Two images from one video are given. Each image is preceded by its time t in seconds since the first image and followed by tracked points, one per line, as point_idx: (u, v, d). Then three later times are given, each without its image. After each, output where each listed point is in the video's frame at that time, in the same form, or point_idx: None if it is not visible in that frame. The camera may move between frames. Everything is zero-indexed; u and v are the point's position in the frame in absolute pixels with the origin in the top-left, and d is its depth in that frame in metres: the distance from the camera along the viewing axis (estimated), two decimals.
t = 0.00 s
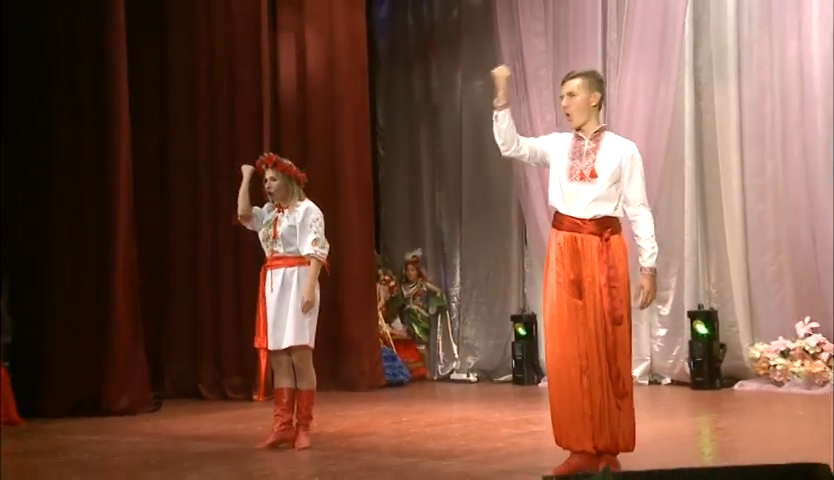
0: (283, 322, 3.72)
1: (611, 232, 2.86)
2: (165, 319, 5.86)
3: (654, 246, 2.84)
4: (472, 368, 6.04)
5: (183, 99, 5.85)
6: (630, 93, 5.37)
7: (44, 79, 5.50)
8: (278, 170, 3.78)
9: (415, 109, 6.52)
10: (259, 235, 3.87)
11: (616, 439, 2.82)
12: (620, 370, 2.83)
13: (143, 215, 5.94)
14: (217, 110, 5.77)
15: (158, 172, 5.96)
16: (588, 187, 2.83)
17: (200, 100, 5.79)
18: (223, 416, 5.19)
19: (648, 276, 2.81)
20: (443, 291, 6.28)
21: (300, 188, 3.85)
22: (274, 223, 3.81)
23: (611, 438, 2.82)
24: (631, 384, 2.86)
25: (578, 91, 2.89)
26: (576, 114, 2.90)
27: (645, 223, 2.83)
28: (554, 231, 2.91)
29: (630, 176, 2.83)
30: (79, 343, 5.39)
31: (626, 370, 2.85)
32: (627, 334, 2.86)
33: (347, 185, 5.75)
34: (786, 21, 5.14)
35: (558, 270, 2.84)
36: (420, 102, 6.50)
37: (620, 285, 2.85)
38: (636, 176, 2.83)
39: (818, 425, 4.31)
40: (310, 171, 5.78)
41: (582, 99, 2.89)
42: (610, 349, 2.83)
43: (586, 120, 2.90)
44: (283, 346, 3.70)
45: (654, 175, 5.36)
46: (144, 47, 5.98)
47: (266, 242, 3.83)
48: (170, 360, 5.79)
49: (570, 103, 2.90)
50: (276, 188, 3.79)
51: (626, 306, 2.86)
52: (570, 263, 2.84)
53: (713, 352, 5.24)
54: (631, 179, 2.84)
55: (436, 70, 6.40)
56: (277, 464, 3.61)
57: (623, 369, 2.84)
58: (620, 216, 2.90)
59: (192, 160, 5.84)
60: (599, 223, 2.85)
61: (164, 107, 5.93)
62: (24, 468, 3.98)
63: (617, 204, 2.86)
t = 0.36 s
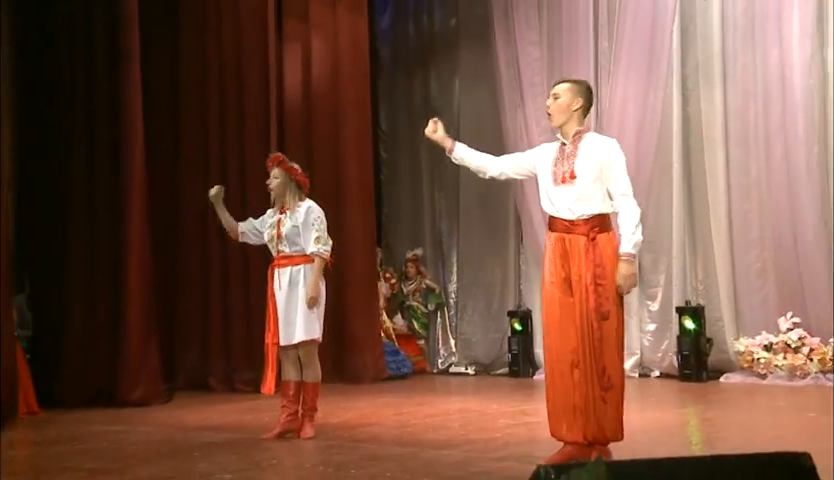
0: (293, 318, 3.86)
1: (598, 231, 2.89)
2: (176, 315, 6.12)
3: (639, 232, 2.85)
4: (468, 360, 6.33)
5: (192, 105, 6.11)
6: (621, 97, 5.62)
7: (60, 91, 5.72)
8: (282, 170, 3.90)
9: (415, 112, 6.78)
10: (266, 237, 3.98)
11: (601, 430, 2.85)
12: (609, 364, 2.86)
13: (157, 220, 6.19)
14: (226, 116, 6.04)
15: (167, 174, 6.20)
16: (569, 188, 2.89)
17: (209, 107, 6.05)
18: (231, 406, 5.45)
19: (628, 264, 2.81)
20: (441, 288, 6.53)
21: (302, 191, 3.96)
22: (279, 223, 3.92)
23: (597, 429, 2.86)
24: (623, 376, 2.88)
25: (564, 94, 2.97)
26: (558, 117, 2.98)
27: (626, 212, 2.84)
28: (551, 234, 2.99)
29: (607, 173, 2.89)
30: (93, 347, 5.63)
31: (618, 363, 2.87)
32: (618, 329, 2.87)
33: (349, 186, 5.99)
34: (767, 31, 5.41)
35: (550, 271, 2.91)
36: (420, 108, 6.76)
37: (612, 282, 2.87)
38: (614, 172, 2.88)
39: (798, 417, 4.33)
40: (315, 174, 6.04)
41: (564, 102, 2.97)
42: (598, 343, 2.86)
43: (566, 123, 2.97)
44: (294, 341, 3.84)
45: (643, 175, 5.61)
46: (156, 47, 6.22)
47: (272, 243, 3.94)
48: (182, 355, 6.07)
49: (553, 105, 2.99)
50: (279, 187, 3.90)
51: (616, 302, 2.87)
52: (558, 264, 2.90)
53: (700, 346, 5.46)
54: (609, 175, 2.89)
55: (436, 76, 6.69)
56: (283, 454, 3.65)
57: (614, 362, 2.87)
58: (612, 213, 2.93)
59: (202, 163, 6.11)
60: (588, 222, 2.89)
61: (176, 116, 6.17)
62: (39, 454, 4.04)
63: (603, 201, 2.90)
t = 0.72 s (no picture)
0: (290, 316, 3.91)
1: (593, 230, 2.95)
2: (182, 311, 6.27)
3: (615, 231, 2.84)
4: (468, 358, 6.42)
5: (196, 104, 6.25)
6: (619, 97, 5.72)
7: (68, 94, 5.80)
8: (292, 167, 3.97)
9: (416, 113, 6.87)
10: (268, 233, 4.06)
11: (595, 426, 2.92)
12: (601, 362, 2.93)
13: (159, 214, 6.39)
14: (229, 116, 6.12)
15: (173, 175, 6.39)
16: (563, 186, 2.95)
17: (213, 109, 6.15)
18: (235, 402, 5.53)
19: (590, 262, 2.84)
20: (441, 286, 6.66)
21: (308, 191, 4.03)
22: (280, 222, 3.99)
23: (592, 426, 2.92)
24: (616, 372, 2.95)
25: (575, 94, 3.01)
26: (568, 117, 3.02)
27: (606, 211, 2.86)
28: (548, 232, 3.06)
29: (597, 170, 2.91)
30: (100, 347, 5.68)
31: (609, 360, 2.94)
32: (608, 326, 2.94)
33: (351, 185, 6.08)
34: (763, 34, 5.51)
35: (545, 268, 2.99)
36: (421, 110, 6.85)
37: (602, 282, 2.93)
38: (603, 169, 2.90)
39: (792, 413, 4.41)
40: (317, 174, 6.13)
41: (576, 102, 3.01)
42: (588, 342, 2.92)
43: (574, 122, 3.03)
44: (291, 339, 3.90)
45: (641, 175, 5.73)
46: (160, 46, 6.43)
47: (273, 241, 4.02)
48: (187, 352, 6.18)
49: (565, 104, 3.02)
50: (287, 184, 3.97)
51: (605, 299, 2.93)
52: (551, 261, 2.99)
53: (696, 343, 5.54)
54: (599, 172, 2.91)
55: (436, 78, 6.78)
56: (286, 449, 3.74)
57: (606, 359, 2.93)
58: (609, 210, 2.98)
59: (206, 163, 6.23)
60: (583, 220, 2.95)
61: (180, 118, 6.37)
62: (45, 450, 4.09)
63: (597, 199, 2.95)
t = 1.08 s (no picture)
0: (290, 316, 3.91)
1: (596, 230, 2.94)
2: (182, 312, 6.27)
3: (618, 239, 2.84)
4: (468, 357, 6.44)
5: (196, 108, 6.25)
6: (619, 97, 5.71)
7: (68, 94, 5.80)
8: (293, 169, 3.96)
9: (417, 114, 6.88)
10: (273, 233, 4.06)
11: (595, 426, 2.91)
12: (602, 361, 2.92)
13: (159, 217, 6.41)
14: (229, 115, 6.12)
15: (173, 176, 6.38)
16: (568, 187, 2.96)
17: (214, 109, 6.16)
18: (235, 401, 5.52)
19: (598, 274, 2.83)
20: (440, 286, 6.69)
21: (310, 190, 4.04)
22: (284, 222, 3.99)
23: (593, 425, 2.92)
24: (617, 373, 2.94)
25: (581, 96, 3.00)
26: (576, 119, 3.02)
27: (605, 216, 2.86)
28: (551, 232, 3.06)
29: (603, 174, 2.91)
30: (100, 347, 5.67)
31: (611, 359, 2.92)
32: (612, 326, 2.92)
33: (351, 185, 6.08)
34: (763, 33, 5.52)
35: (547, 267, 2.99)
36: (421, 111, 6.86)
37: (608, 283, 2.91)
38: (608, 174, 2.90)
39: (793, 413, 4.41)
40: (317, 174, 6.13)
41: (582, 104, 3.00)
42: (590, 342, 2.91)
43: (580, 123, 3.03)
44: (289, 339, 3.89)
45: (641, 175, 5.73)
46: (160, 46, 6.44)
47: (276, 240, 4.02)
48: (187, 352, 6.19)
49: (572, 107, 3.02)
50: (290, 186, 3.97)
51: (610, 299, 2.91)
52: (554, 261, 2.98)
53: (696, 343, 5.54)
54: (605, 175, 2.91)
55: (436, 79, 6.78)
56: (286, 449, 3.73)
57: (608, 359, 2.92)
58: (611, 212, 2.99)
59: (207, 165, 6.23)
60: (585, 221, 2.95)
61: (180, 119, 6.37)
62: (45, 450, 4.09)
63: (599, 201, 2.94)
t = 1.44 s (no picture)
0: (294, 315, 3.90)
1: (599, 230, 2.96)
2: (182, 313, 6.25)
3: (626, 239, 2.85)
4: (468, 356, 6.47)
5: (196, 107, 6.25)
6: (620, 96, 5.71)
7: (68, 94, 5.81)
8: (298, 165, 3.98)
9: (416, 114, 6.89)
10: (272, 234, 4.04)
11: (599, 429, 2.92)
12: (605, 361, 2.95)
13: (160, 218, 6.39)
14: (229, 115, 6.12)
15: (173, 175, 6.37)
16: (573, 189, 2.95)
17: (213, 109, 6.15)
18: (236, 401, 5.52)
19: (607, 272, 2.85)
20: (440, 287, 6.69)
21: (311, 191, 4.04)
22: (284, 222, 3.98)
23: (595, 428, 2.92)
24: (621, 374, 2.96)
25: (583, 94, 3.00)
26: (577, 117, 3.01)
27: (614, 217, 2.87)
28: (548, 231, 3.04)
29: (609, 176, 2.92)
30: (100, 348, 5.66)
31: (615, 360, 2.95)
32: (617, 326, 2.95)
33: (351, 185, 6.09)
34: (763, 31, 5.52)
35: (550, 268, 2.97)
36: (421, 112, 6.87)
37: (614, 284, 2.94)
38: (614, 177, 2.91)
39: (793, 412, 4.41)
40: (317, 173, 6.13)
41: (583, 102, 3.00)
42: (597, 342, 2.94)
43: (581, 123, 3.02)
44: (293, 339, 3.88)
45: (641, 174, 5.73)
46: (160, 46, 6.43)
47: (276, 241, 4.00)
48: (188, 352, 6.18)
49: (573, 104, 3.01)
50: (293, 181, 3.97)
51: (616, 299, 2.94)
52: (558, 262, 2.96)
53: (696, 343, 5.53)
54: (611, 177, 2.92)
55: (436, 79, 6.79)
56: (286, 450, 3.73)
57: (612, 360, 2.95)
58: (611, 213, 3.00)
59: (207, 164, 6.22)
60: (590, 221, 2.95)
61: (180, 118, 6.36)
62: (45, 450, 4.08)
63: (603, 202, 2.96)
